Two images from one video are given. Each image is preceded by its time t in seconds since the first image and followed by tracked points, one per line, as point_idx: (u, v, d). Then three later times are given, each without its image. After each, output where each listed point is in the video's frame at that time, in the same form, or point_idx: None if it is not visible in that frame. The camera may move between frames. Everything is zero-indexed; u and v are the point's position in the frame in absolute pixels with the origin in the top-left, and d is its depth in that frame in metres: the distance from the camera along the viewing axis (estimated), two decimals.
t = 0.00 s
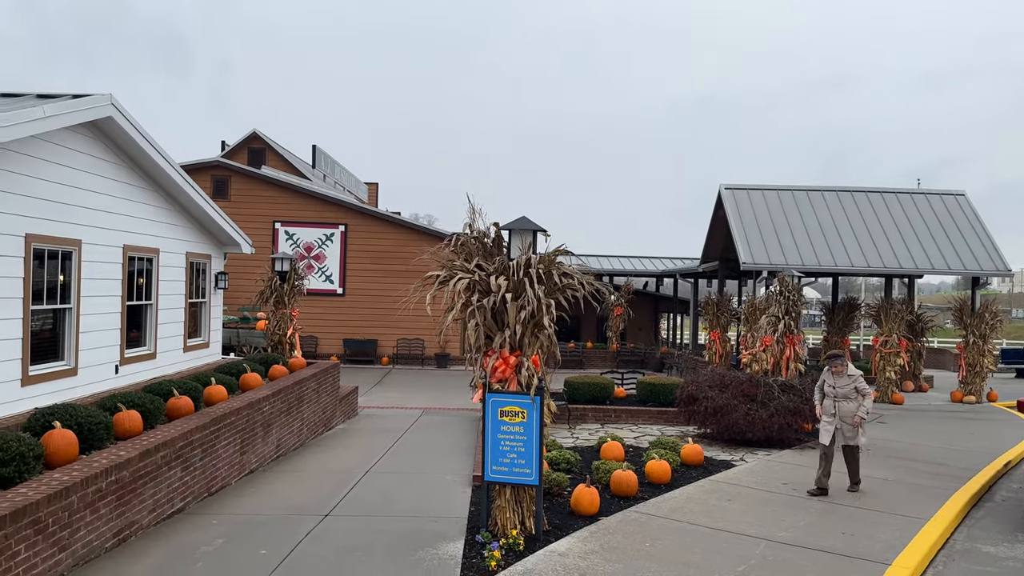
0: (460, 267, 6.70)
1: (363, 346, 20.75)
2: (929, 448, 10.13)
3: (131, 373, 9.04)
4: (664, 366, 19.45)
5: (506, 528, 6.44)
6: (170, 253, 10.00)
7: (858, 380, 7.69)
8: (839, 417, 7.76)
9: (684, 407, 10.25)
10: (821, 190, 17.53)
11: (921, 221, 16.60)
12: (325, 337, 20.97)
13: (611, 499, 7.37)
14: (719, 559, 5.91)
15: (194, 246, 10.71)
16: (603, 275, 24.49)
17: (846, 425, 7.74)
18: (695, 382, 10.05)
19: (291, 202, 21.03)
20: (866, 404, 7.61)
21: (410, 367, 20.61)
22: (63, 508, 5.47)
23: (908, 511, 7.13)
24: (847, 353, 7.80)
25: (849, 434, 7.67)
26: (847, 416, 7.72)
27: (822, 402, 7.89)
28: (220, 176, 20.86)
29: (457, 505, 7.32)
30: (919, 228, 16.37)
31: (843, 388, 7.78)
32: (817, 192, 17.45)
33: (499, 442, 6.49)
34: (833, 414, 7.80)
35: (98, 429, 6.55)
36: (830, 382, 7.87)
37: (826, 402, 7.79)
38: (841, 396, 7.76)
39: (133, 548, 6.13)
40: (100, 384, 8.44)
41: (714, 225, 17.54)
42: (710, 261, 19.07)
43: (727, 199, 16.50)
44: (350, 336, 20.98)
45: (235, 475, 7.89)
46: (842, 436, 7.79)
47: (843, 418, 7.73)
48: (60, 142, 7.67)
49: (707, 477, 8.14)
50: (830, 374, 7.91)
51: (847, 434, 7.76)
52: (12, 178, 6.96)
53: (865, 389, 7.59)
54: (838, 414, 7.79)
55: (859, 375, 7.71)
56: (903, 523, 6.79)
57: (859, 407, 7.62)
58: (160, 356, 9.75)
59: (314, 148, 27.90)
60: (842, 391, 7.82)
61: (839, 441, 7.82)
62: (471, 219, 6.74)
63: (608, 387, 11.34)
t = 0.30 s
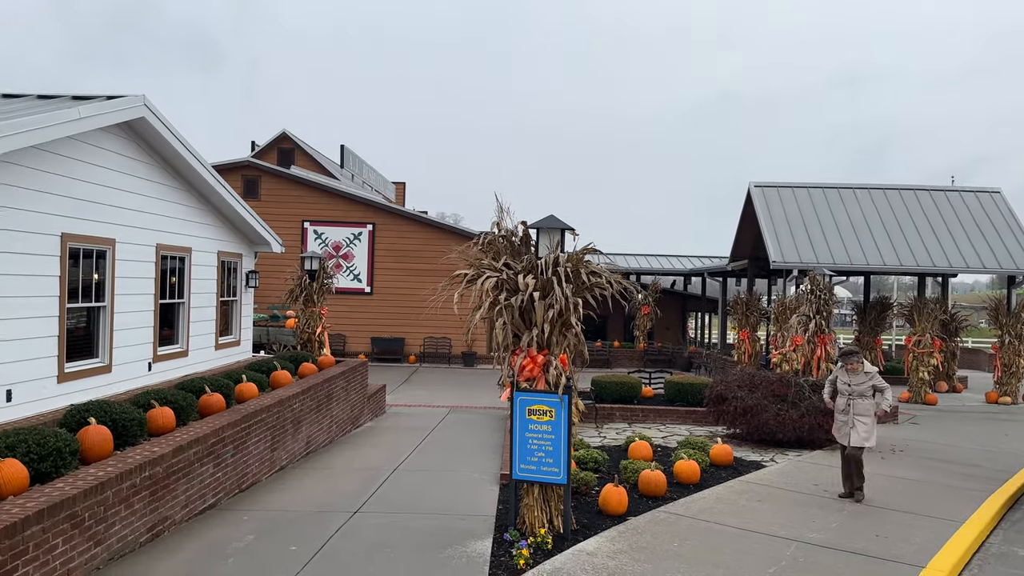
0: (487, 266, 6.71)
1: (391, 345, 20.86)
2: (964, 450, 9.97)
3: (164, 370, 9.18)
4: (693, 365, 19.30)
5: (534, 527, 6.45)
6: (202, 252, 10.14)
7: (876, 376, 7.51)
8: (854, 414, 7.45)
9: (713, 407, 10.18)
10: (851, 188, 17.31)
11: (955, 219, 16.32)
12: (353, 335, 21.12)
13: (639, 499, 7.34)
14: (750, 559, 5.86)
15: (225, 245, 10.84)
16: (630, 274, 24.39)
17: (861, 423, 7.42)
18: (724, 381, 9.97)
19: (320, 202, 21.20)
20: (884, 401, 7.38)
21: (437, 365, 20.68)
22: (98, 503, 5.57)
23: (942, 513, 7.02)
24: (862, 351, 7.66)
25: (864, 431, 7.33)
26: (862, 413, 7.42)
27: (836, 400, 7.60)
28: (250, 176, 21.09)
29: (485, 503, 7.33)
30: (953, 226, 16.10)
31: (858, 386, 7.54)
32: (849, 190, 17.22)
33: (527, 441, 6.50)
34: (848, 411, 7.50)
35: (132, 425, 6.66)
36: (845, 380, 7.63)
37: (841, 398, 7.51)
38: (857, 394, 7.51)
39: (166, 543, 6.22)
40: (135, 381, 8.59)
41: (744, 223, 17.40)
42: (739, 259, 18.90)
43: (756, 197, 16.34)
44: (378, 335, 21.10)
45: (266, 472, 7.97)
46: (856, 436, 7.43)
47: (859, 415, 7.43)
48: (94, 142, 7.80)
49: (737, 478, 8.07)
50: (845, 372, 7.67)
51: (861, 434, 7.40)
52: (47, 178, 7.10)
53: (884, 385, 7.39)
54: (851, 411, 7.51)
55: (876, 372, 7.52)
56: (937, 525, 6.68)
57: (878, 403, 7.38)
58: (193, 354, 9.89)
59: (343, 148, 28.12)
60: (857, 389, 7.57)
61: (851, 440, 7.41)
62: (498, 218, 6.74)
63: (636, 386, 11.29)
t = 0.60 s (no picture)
0: (517, 265, 6.71)
1: (420, 343, 20.95)
2: (1004, 452, 9.77)
3: (198, 367, 9.31)
4: (724, 365, 19.13)
5: (565, 526, 6.44)
6: (235, 251, 10.25)
7: (897, 383, 7.16)
8: (870, 421, 7.12)
9: (745, 407, 10.08)
10: (886, 185, 17.04)
11: (993, 217, 16.00)
12: (383, 334, 21.27)
13: (670, 499, 7.29)
14: (782, 561, 5.80)
15: (258, 244, 10.96)
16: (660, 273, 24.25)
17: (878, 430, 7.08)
18: (756, 381, 9.87)
19: (350, 202, 21.36)
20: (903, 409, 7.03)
21: (466, 363, 20.74)
22: (135, 498, 5.68)
23: (980, 516, 6.88)
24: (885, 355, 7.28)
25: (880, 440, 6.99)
26: (879, 420, 7.09)
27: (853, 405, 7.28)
28: (282, 176, 21.30)
29: (515, 502, 7.33)
30: (991, 224, 15.78)
31: (877, 393, 7.18)
32: (883, 188, 16.96)
33: (557, 440, 6.49)
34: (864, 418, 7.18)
35: (168, 421, 6.75)
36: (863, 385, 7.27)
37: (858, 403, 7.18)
38: (876, 400, 7.16)
39: (201, 538, 6.30)
40: (170, 378, 8.73)
41: (775, 222, 17.21)
42: (771, 258, 18.70)
43: (789, 195, 16.16)
44: (407, 333, 21.22)
45: (298, 468, 8.05)
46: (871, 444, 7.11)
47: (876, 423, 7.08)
48: (130, 143, 7.92)
49: (768, 479, 7.98)
50: (864, 376, 7.33)
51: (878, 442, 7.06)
52: (83, 179, 7.23)
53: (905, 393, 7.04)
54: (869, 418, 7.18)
55: (897, 380, 7.17)
56: (975, 529, 6.55)
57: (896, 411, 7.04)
58: (226, 352, 10.02)
59: (372, 148, 28.30)
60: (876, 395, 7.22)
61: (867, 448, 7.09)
62: (527, 217, 6.71)
63: (665, 386, 11.23)
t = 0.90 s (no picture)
0: (550, 263, 6.66)
1: (452, 342, 21.03)
2: None
3: (236, 365, 9.44)
4: (758, 365, 18.92)
5: (598, 526, 6.41)
6: (271, 250, 10.37)
7: (920, 381, 6.93)
8: (893, 421, 6.89)
9: (781, 407, 9.95)
10: (926, 183, 16.71)
11: None
12: (415, 332, 21.40)
13: (705, 500, 7.22)
14: (820, 564, 5.71)
15: (293, 243, 11.07)
16: (693, 272, 24.04)
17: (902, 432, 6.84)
18: (792, 381, 9.74)
19: (383, 201, 21.51)
20: (925, 408, 6.80)
21: (497, 362, 20.77)
22: (175, 493, 5.77)
23: None
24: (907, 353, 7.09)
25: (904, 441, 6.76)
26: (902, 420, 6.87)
27: (875, 406, 7.06)
28: (316, 176, 21.52)
29: (549, 501, 7.32)
30: None
31: (899, 391, 6.97)
32: (922, 185, 16.64)
33: (590, 440, 6.47)
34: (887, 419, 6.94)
35: (206, 418, 6.86)
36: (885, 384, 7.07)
37: (880, 403, 6.96)
38: (899, 399, 6.93)
39: (239, 533, 6.39)
40: (208, 375, 8.86)
41: (812, 220, 16.98)
42: (807, 257, 18.45)
43: (825, 193, 15.93)
44: (439, 332, 21.31)
45: (333, 465, 8.12)
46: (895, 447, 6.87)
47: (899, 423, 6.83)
48: (168, 143, 8.04)
49: (805, 480, 7.87)
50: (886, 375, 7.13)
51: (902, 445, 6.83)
52: (122, 179, 7.36)
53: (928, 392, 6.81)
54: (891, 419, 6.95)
55: (921, 378, 6.95)
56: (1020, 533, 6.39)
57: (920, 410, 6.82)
58: (262, 350, 10.15)
59: (405, 148, 28.45)
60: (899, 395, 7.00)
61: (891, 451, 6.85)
62: (561, 215, 6.65)
63: (698, 386, 11.13)
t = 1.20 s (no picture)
0: (590, 262, 6.61)
1: (488, 340, 21.05)
2: None
3: (277, 362, 9.57)
4: (800, 365, 18.63)
5: (639, 527, 6.37)
6: (312, 249, 10.48)
7: (942, 385, 6.67)
8: (916, 427, 6.66)
9: (823, 409, 9.80)
10: (973, 180, 16.33)
11: None
12: (452, 331, 21.49)
13: (746, 501, 7.14)
14: (866, 567, 5.60)
15: (333, 242, 11.18)
16: (732, 271, 23.78)
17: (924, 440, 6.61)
18: (836, 382, 9.57)
19: (420, 201, 21.64)
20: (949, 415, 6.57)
21: (533, 361, 20.68)
22: (220, 488, 5.86)
23: None
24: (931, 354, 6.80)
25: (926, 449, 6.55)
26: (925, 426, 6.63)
27: (897, 409, 6.80)
28: (355, 176, 21.75)
29: (588, 500, 7.29)
30: None
31: (923, 395, 6.71)
32: (969, 182, 16.27)
33: (630, 440, 6.42)
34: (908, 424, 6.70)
35: (250, 414, 6.97)
36: (907, 387, 6.81)
37: (901, 406, 6.71)
38: (921, 403, 6.68)
39: (281, 528, 6.47)
40: (251, 372, 9.01)
41: (854, 219, 16.70)
42: (849, 255, 18.14)
43: (868, 191, 15.66)
44: (476, 331, 21.37)
45: (373, 461, 8.19)
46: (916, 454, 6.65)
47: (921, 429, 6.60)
48: (211, 144, 8.16)
49: (849, 483, 7.73)
50: (908, 378, 6.86)
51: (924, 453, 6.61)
52: (167, 179, 7.50)
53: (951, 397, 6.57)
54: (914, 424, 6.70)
55: (944, 381, 6.68)
56: None
57: (943, 416, 6.58)
58: (304, 347, 10.27)
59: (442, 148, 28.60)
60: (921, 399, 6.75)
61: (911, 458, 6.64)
62: (601, 213, 6.59)
63: (738, 386, 11.00)
